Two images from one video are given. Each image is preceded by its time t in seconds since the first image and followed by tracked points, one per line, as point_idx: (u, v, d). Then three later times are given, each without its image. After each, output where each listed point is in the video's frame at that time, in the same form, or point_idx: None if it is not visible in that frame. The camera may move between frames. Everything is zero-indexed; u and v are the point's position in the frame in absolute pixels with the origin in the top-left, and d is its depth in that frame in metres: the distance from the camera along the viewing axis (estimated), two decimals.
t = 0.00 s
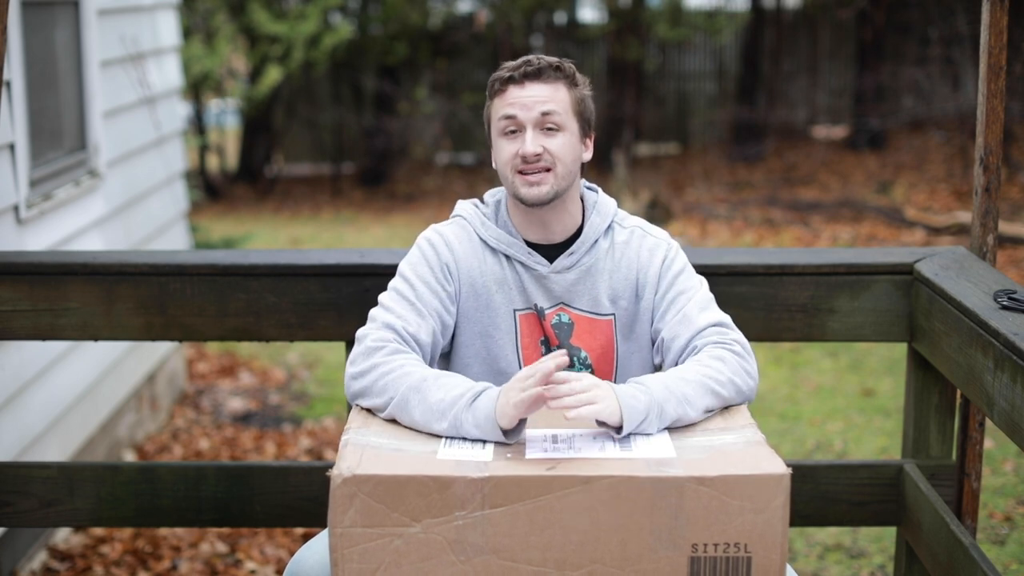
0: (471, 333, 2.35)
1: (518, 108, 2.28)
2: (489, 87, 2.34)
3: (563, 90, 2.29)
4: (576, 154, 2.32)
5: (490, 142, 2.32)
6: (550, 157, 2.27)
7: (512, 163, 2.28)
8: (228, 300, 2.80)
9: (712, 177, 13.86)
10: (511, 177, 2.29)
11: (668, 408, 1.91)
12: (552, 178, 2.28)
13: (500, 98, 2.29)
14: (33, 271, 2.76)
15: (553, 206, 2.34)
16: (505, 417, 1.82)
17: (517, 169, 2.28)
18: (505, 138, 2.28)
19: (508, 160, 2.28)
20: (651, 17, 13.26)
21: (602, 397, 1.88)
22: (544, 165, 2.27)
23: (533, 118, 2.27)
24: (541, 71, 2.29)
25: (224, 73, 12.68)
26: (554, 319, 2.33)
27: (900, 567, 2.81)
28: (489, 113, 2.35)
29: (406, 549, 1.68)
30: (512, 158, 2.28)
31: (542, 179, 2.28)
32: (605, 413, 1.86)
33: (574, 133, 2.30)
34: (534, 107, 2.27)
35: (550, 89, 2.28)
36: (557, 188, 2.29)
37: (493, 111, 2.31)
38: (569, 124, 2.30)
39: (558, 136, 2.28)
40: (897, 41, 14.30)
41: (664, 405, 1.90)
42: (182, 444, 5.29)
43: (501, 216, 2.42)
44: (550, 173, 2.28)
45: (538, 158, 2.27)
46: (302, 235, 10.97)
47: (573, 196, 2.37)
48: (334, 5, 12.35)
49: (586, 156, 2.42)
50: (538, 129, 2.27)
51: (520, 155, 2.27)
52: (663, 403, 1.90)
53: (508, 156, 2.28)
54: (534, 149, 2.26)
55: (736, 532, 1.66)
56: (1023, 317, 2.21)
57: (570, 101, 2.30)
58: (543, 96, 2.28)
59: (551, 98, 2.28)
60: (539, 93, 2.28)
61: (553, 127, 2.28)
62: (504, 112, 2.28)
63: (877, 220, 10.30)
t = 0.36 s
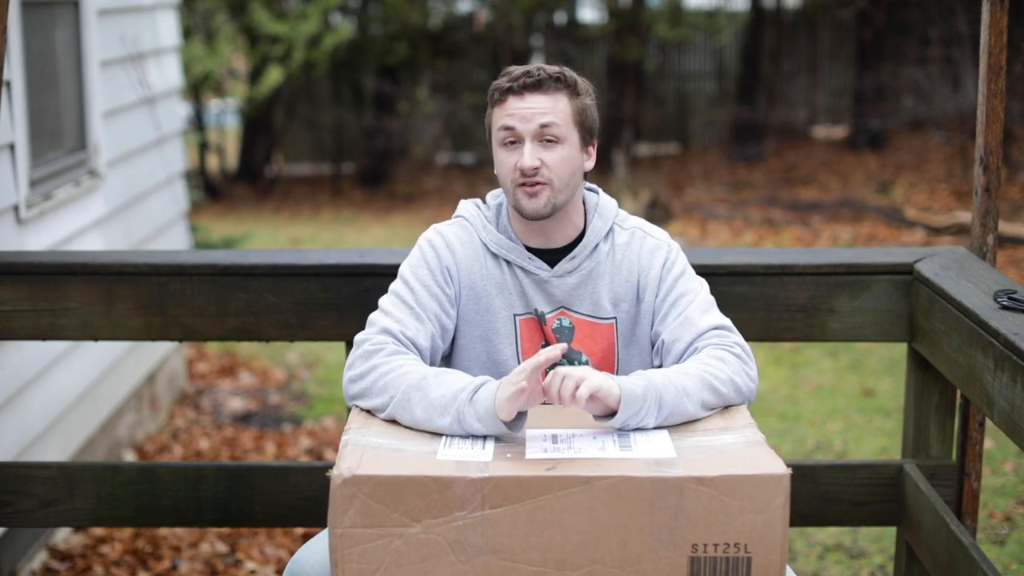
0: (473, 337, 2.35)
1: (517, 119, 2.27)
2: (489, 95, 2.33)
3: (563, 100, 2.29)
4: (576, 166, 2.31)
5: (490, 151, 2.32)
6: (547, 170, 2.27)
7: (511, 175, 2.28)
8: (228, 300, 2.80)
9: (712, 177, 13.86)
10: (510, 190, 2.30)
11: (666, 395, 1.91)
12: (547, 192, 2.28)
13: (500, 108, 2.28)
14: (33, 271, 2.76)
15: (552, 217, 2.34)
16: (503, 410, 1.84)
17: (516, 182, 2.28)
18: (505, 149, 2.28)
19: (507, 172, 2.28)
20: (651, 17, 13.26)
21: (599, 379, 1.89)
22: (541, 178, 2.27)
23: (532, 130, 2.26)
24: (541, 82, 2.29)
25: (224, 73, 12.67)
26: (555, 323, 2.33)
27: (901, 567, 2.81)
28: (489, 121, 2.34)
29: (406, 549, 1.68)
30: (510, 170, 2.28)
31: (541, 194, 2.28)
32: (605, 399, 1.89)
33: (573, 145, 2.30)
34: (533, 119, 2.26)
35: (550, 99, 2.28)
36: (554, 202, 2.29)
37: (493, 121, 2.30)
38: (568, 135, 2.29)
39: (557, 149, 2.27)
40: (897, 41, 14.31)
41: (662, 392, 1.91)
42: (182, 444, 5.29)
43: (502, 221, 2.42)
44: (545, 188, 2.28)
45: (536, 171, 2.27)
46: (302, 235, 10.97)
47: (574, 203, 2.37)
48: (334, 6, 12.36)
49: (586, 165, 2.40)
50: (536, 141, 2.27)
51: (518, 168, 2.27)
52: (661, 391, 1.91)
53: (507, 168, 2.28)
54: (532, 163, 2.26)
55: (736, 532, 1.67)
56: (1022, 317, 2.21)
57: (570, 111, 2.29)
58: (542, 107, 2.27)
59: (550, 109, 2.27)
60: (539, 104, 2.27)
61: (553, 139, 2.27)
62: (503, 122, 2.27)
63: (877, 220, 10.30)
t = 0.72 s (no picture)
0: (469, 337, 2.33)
1: (539, 107, 2.27)
2: (502, 85, 2.33)
3: (581, 90, 2.30)
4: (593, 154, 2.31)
5: (505, 141, 2.31)
6: (571, 155, 2.26)
7: (536, 162, 2.26)
8: (228, 300, 2.80)
9: (712, 177, 13.86)
10: (534, 178, 2.27)
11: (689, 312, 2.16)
12: (572, 177, 2.26)
13: (519, 97, 2.29)
14: (33, 271, 2.76)
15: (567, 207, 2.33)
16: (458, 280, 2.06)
17: (540, 167, 2.26)
18: (527, 137, 2.27)
19: (531, 159, 2.27)
20: (651, 17, 13.25)
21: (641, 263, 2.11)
22: (566, 164, 2.25)
23: (555, 117, 2.26)
24: (559, 72, 2.30)
25: (224, 73, 12.65)
26: (556, 320, 2.32)
27: (900, 567, 2.81)
28: (502, 113, 2.34)
29: (406, 549, 1.68)
30: (534, 157, 2.26)
31: (566, 179, 2.26)
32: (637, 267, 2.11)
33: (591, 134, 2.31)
34: (555, 106, 2.27)
35: (569, 87, 2.29)
36: (578, 188, 2.27)
37: (510, 111, 2.30)
38: (587, 125, 2.30)
39: (578, 136, 2.27)
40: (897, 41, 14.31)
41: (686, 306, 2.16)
42: (182, 444, 5.29)
43: (501, 217, 2.43)
44: (570, 173, 2.25)
45: (561, 157, 2.25)
46: (302, 235, 10.97)
47: (580, 199, 2.38)
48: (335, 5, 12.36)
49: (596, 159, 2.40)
50: (559, 128, 2.27)
51: (544, 153, 2.25)
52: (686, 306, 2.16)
53: (531, 156, 2.27)
54: (558, 147, 2.24)
55: (737, 533, 1.67)
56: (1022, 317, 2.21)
57: (586, 101, 2.31)
58: (563, 95, 2.28)
59: (570, 97, 2.28)
60: (559, 92, 2.28)
61: (573, 126, 2.27)
62: (524, 110, 2.28)
63: (877, 220, 10.30)
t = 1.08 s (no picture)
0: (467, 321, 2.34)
1: (522, 97, 2.29)
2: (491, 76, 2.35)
3: (566, 83, 2.32)
4: (576, 145, 2.33)
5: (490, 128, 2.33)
6: (549, 147, 2.27)
7: (514, 152, 2.28)
8: (228, 300, 2.80)
9: (712, 177, 13.86)
10: (511, 167, 2.29)
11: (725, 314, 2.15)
12: (548, 168, 2.28)
13: (505, 86, 2.31)
14: (33, 271, 2.76)
15: (550, 194, 2.34)
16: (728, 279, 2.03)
17: (517, 157, 2.28)
18: (508, 126, 2.29)
19: (510, 148, 2.29)
20: (651, 17, 13.25)
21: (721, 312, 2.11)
22: (542, 154, 2.27)
23: (536, 108, 2.28)
24: (545, 63, 2.32)
25: (224, 73, 12.64)
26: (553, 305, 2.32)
27: (900, 567, 2.81)
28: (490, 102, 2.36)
29: (406, 549, 1.68)
30: (513, 147, 2.28)
31: (542, 168, 2.28)
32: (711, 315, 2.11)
33: (574, 126, 2.31)
34: (537, 97, 2.28)
35: (553, 80, 2.30)
36: (554, 178, 2.29)
37: (496, 100, 2.32)
38: (571, 117, 2.30)
39: (559, 128, 2.28)
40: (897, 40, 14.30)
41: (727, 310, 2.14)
42: (182, 444, 5.29)
43: (497, 205, 2.43)
44: (546, 164, 2.28)
45: (538, 147, 2.27)
46: (302, 235, 10.97)
47: (571, 186, 2.39)
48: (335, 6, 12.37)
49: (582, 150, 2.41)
50: (539, 119, 2.28)
51: (521, 143, 2.27)
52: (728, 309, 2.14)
53: (509, 145, 2.29)
54: (534, 138, 2.26)
55: (737, 533, 1.67)
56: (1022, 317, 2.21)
57: (573, 93, 2.32)
58: (546, 87, 2.29)
59: (553, 90, 2.30)
60: (543, 84, 2.30)
61: (554, 117, 2.29)
62: (507, 100, 2.29)
63: (877, 220, 10.31)
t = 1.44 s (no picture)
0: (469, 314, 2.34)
1: (525, 90, 2.30)
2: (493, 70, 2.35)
3: (569, 76, 2.32)
4: (580, 139, 2.33)
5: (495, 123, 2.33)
6: (555, 138, 2.28)
7: (522, 145, 2.28)
8: (228, 300, 2.80)
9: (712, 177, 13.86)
10: (519, 161, 2.29)
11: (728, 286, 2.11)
12: (557, 161, 2.29)
13: (509, 80, 2.31)
14: (34, 271, 2.76)
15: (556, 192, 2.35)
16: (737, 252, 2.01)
17: (525, 151, 2.28)
18: (514, 120, 2.29)
19: (517, 141, 2.29)
20: (651, 17, 13.24)
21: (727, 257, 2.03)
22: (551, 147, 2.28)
23: (540, 100, 2.29)
24: (548, 57, 2.33)
25: (224, 74, 12.62)
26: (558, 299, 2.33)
27: (900, 566, 2.81)
28: (494, 97, 2.36)
29: (406, 549, 1.68)
30: (520, 139, 2.28)
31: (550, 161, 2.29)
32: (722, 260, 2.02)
33: (578, 118, 2.32)
34: (541, 89, 2.29)
35: (557, 73, 2.31)
36: (562, 171, 2.29)
37: (500, 94, 2.32)
38: (574, 109, 2.32)
39: (563, 119, 2.30)
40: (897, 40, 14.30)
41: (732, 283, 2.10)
42: (182, 444, 5.29)
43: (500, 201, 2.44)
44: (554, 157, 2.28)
45: (545, 138, 2.28)
46: (302, 235, 10.97)
47: (574, 181, 2.40)
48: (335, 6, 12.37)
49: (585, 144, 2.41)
50: (545, 111, 2.29)
51: (529, 135, 2.27)
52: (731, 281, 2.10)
53: (516, 138, 2.29)
54: (542, 128, 2.27)
55: (737, 533, 1.67)
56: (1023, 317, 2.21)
57: (575, 86, 2.33)
58: (550, 79, 2.30)
59: (557, 82, 2.30)
60: (547, 76, 2.30)
61: (559, 109, 2.30)
62: (512, 93, 2.30)
63: (877, 220, 10.31)
